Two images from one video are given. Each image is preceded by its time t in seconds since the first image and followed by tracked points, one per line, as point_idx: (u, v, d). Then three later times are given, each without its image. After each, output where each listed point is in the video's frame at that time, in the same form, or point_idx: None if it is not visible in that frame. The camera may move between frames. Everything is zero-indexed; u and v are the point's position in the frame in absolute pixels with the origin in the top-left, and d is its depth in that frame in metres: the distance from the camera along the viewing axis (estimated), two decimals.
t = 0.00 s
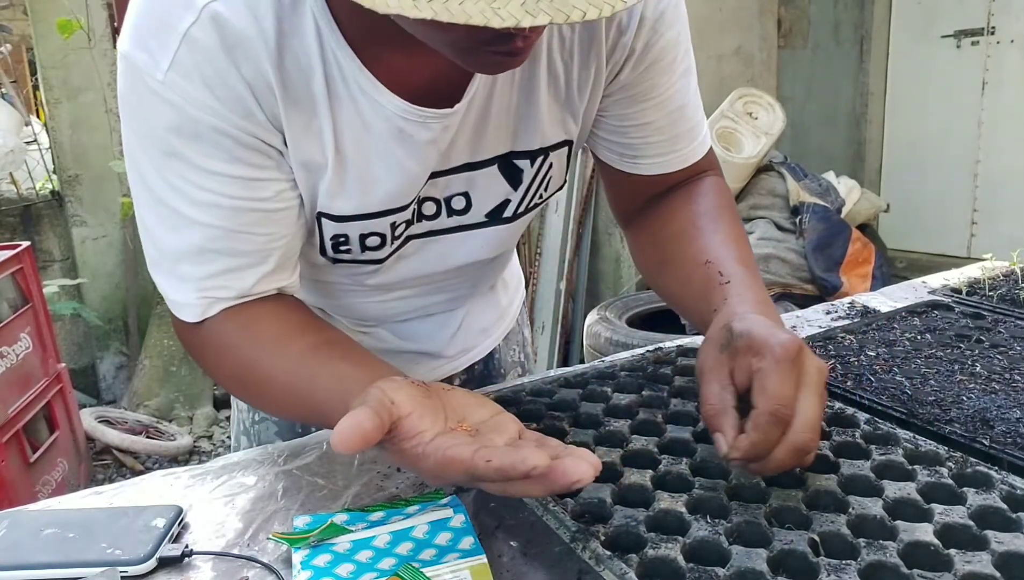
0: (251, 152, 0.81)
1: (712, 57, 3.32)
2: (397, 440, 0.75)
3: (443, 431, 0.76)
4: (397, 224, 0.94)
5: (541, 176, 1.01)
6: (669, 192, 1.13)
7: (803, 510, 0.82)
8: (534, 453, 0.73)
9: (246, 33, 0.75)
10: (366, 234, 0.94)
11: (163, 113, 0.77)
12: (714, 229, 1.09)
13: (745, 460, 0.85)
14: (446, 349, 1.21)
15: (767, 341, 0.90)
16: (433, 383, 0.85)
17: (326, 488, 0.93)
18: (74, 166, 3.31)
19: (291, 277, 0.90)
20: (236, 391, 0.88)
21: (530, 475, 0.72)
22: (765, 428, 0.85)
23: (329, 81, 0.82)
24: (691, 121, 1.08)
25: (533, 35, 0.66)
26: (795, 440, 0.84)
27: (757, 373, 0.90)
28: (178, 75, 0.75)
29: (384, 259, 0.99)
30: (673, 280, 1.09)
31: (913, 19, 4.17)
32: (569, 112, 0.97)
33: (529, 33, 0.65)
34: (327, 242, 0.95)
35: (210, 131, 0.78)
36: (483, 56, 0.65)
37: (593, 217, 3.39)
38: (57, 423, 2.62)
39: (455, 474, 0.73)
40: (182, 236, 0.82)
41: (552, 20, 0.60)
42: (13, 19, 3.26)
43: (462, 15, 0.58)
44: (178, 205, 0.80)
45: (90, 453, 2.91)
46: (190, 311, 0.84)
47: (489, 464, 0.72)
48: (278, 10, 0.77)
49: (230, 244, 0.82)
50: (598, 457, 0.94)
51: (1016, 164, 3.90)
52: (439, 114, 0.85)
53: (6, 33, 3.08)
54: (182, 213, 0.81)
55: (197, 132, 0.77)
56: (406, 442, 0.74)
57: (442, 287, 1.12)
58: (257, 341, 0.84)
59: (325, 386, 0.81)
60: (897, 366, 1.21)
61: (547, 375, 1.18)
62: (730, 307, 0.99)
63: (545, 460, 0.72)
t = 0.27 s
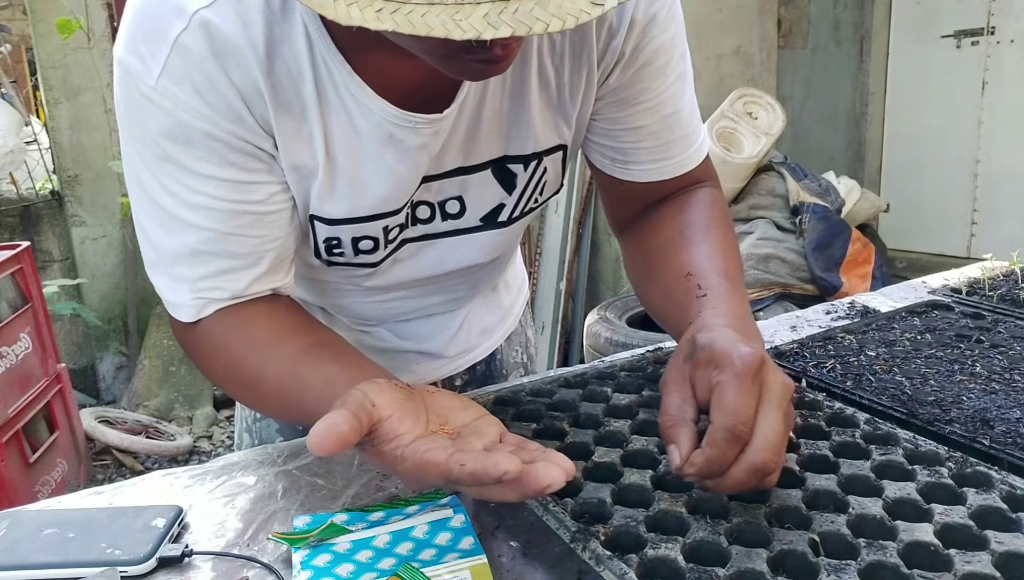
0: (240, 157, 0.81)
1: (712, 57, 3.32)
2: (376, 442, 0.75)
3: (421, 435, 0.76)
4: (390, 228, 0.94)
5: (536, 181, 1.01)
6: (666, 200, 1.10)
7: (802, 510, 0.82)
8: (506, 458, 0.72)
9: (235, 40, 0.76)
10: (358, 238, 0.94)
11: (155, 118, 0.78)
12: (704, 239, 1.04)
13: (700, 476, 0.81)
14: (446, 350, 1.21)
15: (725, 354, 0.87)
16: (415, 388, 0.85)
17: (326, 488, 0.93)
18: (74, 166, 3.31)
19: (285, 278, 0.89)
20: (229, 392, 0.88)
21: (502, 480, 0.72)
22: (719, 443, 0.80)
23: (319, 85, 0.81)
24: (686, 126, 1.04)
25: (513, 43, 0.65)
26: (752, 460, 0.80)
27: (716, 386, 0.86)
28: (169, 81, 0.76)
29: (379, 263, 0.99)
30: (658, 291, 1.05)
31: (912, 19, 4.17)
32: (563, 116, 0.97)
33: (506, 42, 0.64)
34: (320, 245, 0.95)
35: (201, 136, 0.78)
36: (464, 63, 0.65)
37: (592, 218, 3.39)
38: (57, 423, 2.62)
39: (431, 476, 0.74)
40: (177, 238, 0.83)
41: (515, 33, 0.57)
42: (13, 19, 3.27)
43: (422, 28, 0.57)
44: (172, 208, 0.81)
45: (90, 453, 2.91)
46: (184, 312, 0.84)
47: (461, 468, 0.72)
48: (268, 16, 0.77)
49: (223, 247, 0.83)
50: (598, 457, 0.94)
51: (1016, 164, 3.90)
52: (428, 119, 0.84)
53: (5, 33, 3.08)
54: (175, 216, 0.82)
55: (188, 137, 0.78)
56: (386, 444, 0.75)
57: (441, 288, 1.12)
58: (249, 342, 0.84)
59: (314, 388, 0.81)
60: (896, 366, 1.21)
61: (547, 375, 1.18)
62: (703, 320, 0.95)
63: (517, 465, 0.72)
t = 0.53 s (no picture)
0: (226, 157, 0.81)
1: (712, 57, 3.32)
2: (353, 446, 0.74)
3: (398, 439, 0.75)
4: (379, 228, 0.94)
5: (527, 182, 1.01)
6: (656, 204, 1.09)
7: (802, 510, 0.82)
8: (477, 464, 0.71)
9: (218, 41, 0.76)
10: (346, 238, 0.93)
11: (140, 120, 0.78)
12: (690, 241, 1.02)
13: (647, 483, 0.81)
14: (445, 351, 1.21)
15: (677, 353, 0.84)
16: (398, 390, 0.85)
17: (326, 488, 0.93)
18: (74, 166, 3.31)
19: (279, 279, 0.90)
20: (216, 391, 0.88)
21: (473, 486, 0.71)
22: (660, 447, 0.79)
23: (304, 86, 0.81)
24: (680, 125, 1.03)
25: (487, 44, 0.64)
26: (700, 463, 0.78)
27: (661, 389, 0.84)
28: (153, 82, 0.76)
29: (370, 263, 0.99)
30: (642, 290, 1.04)
31: (912, 19, 4.17)
32: (553, 117, 0.96)
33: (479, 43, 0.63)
34: (308, 246, 0.95)
35: (187, 137, 0.78)
36: (438, 64, 0.65)
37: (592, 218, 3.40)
38: (57, 423, 2.62)
39: (406, 481, 0.73)
40: (164, 239, 0.83)
41: (467, 34, 0.55)
42: (13, 19, 3.26)
43: (372, 28, 0.55)
44: (158, 208, 0.81)
45: (90, 453, 2.91)
46: (174, 313, 0.85)
47: (435, 474, 0.71)
48: (251, 17, 0.77)
49: (210, 248, 0.83)
50: (597, 456, 0.94)
51: (1016, 164, 3.91)
52: (414, 120, 0.84)
53: (5, 33, 3.08)
54: (162, 217, 0.82)
55: (173, 138, 0.78)
56: (362, 447, 0.74)
57: (437, 289, 1.12)
58: (237, 342, 0.84)
59: (297, 388, 0.81)
60: (896, 366, 1.21)
61: (546, 375, 1.19)
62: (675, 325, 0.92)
63: (489, 471, 0.71)
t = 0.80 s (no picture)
0: (212, 162, 0.82)
1: (712, 57, 3.32)
2: (333, 448, 0.73)
3: (377, 442, 0.74)
4: (367, 232, 0.94)
5: (518, 185, 1.00)
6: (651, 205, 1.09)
7: (803, 510, 0.82)
8: (450, 467, 0.70)
9: (199, 48, 0.76)
10: (335, 242, 0.94)
11: (127, 125, 0.79)
12: (687, 245, 1.02)
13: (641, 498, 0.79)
14: (444, 352, 1.20)
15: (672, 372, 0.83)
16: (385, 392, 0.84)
17: (326, 488, 0.93)
18: (73, 166, 3.30)
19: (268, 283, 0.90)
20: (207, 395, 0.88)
21: (448, 488, 0.70)
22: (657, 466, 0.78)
23: (288, 91, 0.81)
24: (674, 128, 1.02)
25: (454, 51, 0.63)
26: (691, 486, 0.78)
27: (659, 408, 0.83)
28: (137, 88, 0.77)
29: (360, 267, 1.00)
30: (638, 295, 1.04)
31: (912, 18, 4.17)
32: (542, 120, 0.95)
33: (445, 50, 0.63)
34: (298, 248, 0.95)
35: (172, 142, 0.79)
36: (407, 68, 0.65)
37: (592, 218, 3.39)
38: (57, 424, 2.62)
39: (383, 483, 0.73)
40: (154, 242, 0.84)
41: (410, 44, 0.53)
42: (13, 19, 3.26)
43: (315, 38, 0.54)
44: (146, 212, 0.83)
45: (90, 454, 2.91)
46: (164, 315, 0.86)
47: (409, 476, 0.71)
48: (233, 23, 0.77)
49: (199, 251, 0.84)
50: (596, 457, 0.94)
51: (1016, 164, 3.90)
52: (398, 124, 0.84)
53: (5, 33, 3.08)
54: (151, 220, 0.83)
55: (159, 142, 0.79)
56: (342, 449, 0.73)
57: (434, 290, 1.12)
58: (228, 345, 0.85)
59: (284, 391, 0.81)
60: (897, 366, 1.21)
61: (546, 375, 1.19)
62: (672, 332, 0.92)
63: (462, 474, 0.70)
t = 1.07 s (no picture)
0: (217, 153, 0.82)
1: (712, 57, 3.32)
2: (360, 453, 0.74)
3: (404, 447, 0.75)
4: (367, 230, 0.94)
5: (517, 184, 1.00)
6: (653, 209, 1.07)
7: (803, 510, 0.82)
8: (488, 472, 0.72)
9: (201, 38, 0.77)
10: (332, 238, 0.93)
11: (130, 118, 0.79)
12: (694, 248, 0.99)
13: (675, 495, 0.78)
14: (444, 351, 1.20)
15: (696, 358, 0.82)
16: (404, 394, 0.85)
17: (326, 488, 0.93)
18: (74, 166, 3.30)
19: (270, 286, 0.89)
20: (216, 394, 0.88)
21: (486, 493, 0.71)
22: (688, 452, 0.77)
23: (290, 84, 0.81)
24: (675, 126, 1.01)
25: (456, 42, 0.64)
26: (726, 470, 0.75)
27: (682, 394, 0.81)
28: (140, 79, 0.78)
29: (357, 264, 0.99)
30: (646, 303, 1.01)
31: (913, 19, 4.16)
32: (542, 117, 0.95)
33: (447, 41, 0.63)
34: (294, 243, 0.95)
35: (176, 134, 0.80)
36: (409, 61, 0.65)
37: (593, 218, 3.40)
38: (57, 423, 2.62)
39: (413, 488, 0.73)
40: (157, 236, 0.84)
41: (415, 28, 0.54)
42: (13, 19, 3.26)
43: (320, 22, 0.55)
44: (150, 206, 0.82)
45: (91, 453, 2.91)
46: (172, 313, 0.85)
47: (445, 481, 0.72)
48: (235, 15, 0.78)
49: (204, 243, 0.84)
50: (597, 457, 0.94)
51: (1016, 163, 3.91)
52: (399, 119, 0.84)
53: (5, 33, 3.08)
54: (154, 213, 0.83)
55: (162, 133, 0.79)
56: (370, 454, 0.74)
57: (432, 289, 1.12)
58: (239, 345, 0.85)
59: (298, 392, 0.82)
60: (896, 366, 1.21)
61: (546, 375, 1.18)
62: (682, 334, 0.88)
63: (500, 478, 0.71)
